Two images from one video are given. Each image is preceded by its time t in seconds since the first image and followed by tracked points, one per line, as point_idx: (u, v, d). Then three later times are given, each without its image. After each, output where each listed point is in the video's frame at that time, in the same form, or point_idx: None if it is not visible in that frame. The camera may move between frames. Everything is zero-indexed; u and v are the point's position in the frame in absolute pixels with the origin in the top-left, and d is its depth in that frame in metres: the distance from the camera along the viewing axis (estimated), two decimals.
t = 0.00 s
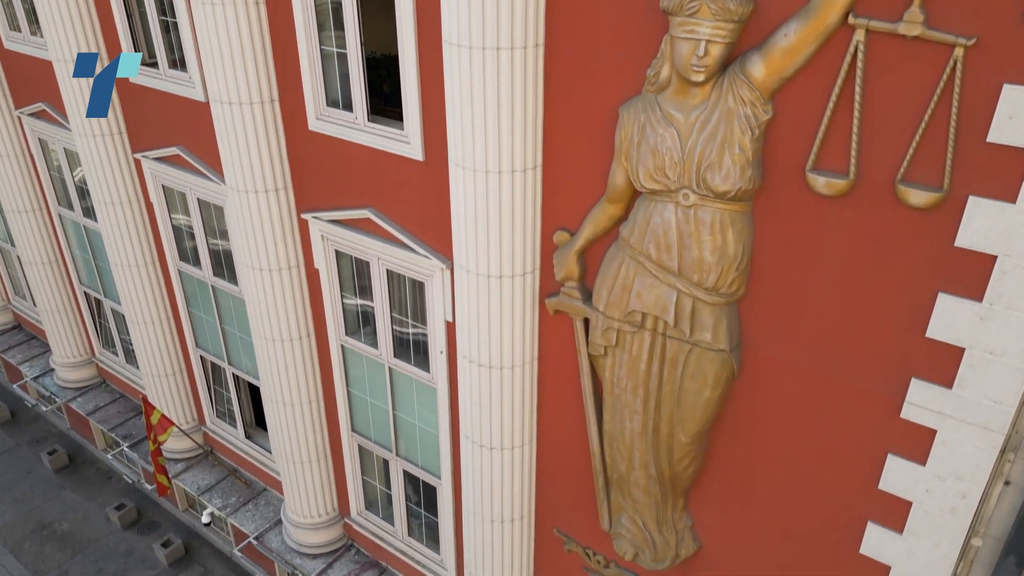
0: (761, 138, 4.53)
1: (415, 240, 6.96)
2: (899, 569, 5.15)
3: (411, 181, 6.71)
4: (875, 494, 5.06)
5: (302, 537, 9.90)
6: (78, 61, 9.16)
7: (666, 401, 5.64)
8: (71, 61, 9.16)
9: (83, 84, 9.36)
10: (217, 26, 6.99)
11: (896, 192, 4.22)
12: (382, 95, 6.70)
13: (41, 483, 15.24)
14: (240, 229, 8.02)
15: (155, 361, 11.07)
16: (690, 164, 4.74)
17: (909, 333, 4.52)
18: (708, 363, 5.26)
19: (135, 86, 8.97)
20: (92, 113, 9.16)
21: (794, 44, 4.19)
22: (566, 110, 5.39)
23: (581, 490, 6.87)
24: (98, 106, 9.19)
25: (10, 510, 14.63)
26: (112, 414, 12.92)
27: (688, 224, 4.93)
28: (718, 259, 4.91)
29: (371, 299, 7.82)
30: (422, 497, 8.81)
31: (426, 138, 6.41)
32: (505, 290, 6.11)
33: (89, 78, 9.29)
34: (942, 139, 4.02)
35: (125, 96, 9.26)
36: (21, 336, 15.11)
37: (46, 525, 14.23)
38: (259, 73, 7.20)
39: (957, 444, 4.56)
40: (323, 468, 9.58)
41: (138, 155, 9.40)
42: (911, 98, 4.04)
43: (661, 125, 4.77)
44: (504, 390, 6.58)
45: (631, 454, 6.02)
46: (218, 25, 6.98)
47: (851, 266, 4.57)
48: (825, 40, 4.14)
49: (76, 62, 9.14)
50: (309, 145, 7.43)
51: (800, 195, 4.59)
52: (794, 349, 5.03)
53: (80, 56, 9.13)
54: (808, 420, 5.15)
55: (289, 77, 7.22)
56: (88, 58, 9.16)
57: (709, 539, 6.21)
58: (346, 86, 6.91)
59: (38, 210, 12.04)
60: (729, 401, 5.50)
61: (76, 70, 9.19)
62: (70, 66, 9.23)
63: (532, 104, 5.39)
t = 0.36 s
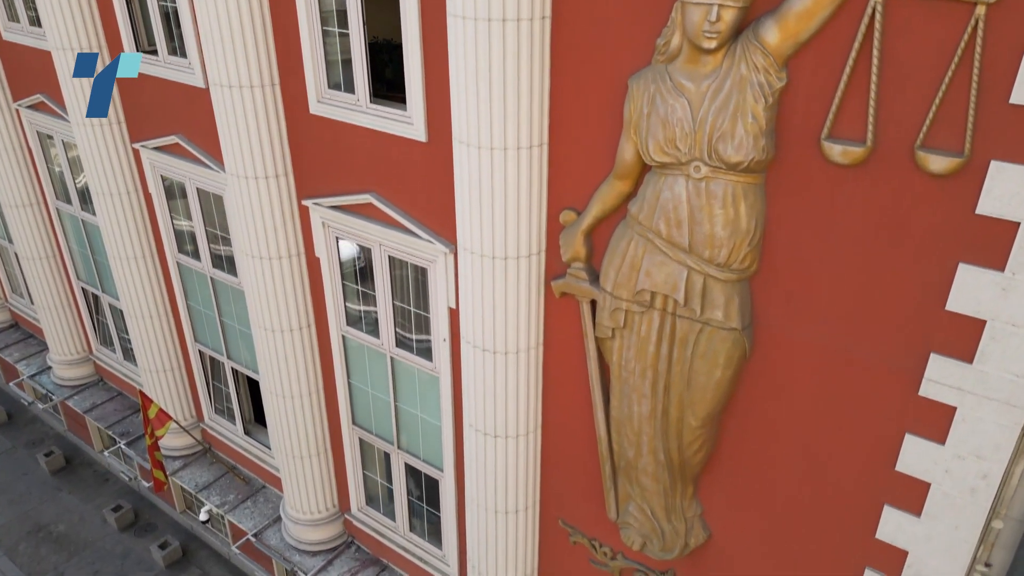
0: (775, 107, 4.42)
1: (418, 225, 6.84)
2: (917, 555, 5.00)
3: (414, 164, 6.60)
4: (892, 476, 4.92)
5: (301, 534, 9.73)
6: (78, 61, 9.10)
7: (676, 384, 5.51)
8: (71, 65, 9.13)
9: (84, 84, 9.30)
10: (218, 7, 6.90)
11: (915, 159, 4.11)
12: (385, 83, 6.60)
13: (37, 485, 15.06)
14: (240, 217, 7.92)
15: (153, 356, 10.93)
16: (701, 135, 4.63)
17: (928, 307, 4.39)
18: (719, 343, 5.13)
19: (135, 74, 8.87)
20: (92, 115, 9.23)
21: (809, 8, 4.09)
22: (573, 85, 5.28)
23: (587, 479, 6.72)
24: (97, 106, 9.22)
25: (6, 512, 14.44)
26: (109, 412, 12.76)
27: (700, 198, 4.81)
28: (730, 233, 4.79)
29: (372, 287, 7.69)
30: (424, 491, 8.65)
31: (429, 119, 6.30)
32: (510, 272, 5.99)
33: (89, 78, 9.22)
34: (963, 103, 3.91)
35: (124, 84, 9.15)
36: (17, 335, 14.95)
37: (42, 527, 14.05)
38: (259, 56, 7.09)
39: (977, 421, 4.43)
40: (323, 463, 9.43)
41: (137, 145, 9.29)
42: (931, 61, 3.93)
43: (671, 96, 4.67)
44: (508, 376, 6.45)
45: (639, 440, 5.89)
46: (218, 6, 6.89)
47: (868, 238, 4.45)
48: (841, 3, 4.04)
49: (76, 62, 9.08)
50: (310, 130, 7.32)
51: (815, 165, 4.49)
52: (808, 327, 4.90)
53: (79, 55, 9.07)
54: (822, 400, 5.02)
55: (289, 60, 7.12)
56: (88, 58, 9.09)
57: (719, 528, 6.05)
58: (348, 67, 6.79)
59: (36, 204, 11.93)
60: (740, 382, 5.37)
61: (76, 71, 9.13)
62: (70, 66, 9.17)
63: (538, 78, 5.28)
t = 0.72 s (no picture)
0: (789, 72, 4.32)
1: (421, 207, 6.73)
2: (935, 537, 4.86)
3: (418, 144, 6.49)
4: (909, 455, 4.79)
5: (301, 530, 9.57)
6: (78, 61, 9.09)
7: (686, 363, 5.38)
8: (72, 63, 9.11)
9: (84, 84, 9.25)
10: None
11: (935, 122, 4.00)
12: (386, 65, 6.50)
13: (34, 486, 14.89)
14: (240, 202, 7.82)
15: (152, 350, 10.79)
16: (713, 103, 4.53)
17: (947, 276, 4.27)
18: (731, 319, 5.01)
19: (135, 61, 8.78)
20: (92, 114, 9.18)
21: None
22: (581, 56, 5.18)
23: (594, 466, 6.57)
24: (98, 102, 9.16)
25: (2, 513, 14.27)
26: (107, 408, 12.60)
27: (711, 168, 4.70)
28: (742, 205, 4.68)
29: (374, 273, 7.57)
30: (426, 483, 8.50)
31: (433, 97, 6.20)
32: (515, 251, 5.87)
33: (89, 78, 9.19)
34: (983, 63, 3.81)
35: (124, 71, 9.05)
36: (15, 332, 14.81)
37: (38, 528, 13.86)
38: (260, 37, 6.99)
39: (998, 395, 4.30)
40: (323, 456, 9.28)
41: (136, 134, 9.19)
42: (951, 19, 3.83)
43: (682, 63, 4.57)
44: (514, 359, 6.32)
45: (647, 423, 5.75)
46: None
47: (884, 206, 4.34)
48: None
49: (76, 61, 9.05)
50: (311, 112, 7.22)
51: (830, 133, 4.38)
52: (823, 302, 4.78)
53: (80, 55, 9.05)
54: (837, 377, 4.90)
55: (291, 41, 7.02)
56: (88, 58, 9.08)
57: (730, 514, 5.91)
58: (350, 47, 6.68)
59: (34, 198, 11.83)
60: (752, 361, 5.25)
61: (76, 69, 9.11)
62: (70, 57, 9.08)
63: (544, 49, 5.18)
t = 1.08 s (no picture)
0: (805, 35, 4.24)
1: (426, 189, 6.64)
2: (954, 516, 4.74)
3: (422, 124, 6.40)
4: (927, 430, 4.67)
5: (302, 524, 9.42)
6: (78, 62, 9.07)
7: (698, 341, 5.26)
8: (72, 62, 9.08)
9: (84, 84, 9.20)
10: None
11: (955, 83, 3.91)
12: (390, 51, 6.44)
13: (31, 487, 14.72)
14: (242, 188, 7.73)
15: (151, 343, 10.66)
16: (726, 69, 4.44)
17: (968, 243, 4.17)
18: (744, 294, 4.90)
19: (136, 48, 8.69)
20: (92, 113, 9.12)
21: None
22: (590, 26, 5.09)
23: (603, 452, 6.45)
24: (101, 97, 9.09)
25: None
26: (105, 405, 12.39)
27: (725, 137, 4.60)
28: (756, 174, 4.58)
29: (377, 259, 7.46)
30: (430, 474, 8.37)
31: (438, 74, 6.11)
32: (522, 230, 5.76)
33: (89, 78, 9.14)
34: (1006, 20, 3.72)
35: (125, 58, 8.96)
36: (13, 330, 14.67)
37: (35, 529, 13.69)
38: (263, 17, 6.91)
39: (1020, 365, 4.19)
40: (325, 448, 9.14)
41: (137, 122, 9.09)
42: None
43: (694, 29, 4.49)
44: (520, 342, 6.21)
45: (657, 403, 5.64)
46: None
47: (903, 172, 4.25)
48: None
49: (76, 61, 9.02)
50: (314, 95, 7.14)
51: (847, 98, 4.30)
52: (839, 274, 4.68)
53: (80, 54, 9.01)
54: (852, 351, 4.79)
55: (294, 22, 6.94)
56: (89, 58, 9.03)
57: (742, 497, 5.79)
58: (353, 27, 6.59)
59: (34, 191, 11.74)
60: (764, 338, 5.15)
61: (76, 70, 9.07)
62: (71, 44, 8.97)
63: (553, 20, 5.10)
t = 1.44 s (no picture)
0: None
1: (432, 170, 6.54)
2: (977, 493, 4.63)
3: (429, 103, 6.32)
4: (948, 405, 4.57)
5: (304, 518, 9.28)
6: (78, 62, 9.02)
7: (712, 317, 5.16)
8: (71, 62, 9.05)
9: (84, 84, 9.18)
10: None
11: (978, 42, 3.83)
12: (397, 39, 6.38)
13: (29, 488, 14.56)
14: (245, 172, 7.64)
15: (152, 336, 10.54)
16: (743, 33, 4.36)
17: (991, 209, 4.08)
18: (760, 267, 4.80)
19: (138, 34, 8.62)
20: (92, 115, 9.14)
21: None
22: None
23: (613, 435, 6.32)
24: (103, 91, 9.06)
25: None
26: (104, 401, 12.27)
27: (741, 104, 4.52)
28: (774, 142, 4.49)
29: (382, 244, 7.36)
30: (434, 465, 8.25)
31: (446, 51, 6.03)
32: (532, 206, 5.67)
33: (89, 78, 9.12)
34: None
35: (128, 46, 8.88)
36: (12, 327, 14.55)
37: (32, 529, 13.52)
38: None
39: None
40: (327, 440, 9.02)
41: (139, 110, 9.01)
42: None
43: None
44: (528, 323, 6.11)
45: (669, 383, 5.53)
46: None
47: (924, 137, 4.17)
48: None
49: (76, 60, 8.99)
50: (319, 77, 7.06)
51: (866, 62, 4.22)
52: (857, 245, 4.59)
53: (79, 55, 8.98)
54: (871, 325, 4.70)
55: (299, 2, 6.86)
56: (88, 59, 8.99)
57: (756, 480, 5.67)
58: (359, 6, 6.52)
59: (34, 183, 11.65)
60: (780, 314, 5.05)
61: (76, 69, 9.04)
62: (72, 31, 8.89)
63: None
